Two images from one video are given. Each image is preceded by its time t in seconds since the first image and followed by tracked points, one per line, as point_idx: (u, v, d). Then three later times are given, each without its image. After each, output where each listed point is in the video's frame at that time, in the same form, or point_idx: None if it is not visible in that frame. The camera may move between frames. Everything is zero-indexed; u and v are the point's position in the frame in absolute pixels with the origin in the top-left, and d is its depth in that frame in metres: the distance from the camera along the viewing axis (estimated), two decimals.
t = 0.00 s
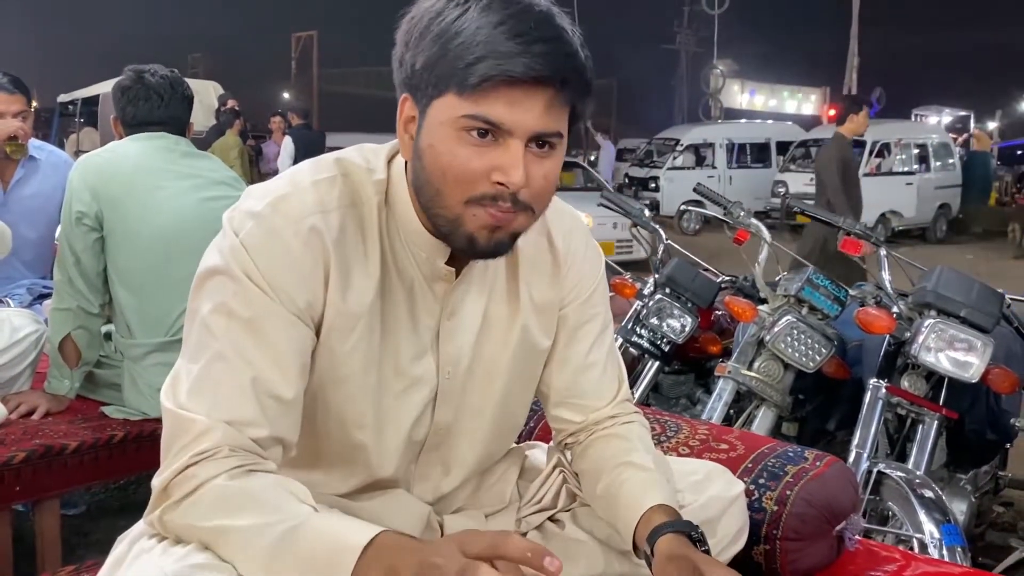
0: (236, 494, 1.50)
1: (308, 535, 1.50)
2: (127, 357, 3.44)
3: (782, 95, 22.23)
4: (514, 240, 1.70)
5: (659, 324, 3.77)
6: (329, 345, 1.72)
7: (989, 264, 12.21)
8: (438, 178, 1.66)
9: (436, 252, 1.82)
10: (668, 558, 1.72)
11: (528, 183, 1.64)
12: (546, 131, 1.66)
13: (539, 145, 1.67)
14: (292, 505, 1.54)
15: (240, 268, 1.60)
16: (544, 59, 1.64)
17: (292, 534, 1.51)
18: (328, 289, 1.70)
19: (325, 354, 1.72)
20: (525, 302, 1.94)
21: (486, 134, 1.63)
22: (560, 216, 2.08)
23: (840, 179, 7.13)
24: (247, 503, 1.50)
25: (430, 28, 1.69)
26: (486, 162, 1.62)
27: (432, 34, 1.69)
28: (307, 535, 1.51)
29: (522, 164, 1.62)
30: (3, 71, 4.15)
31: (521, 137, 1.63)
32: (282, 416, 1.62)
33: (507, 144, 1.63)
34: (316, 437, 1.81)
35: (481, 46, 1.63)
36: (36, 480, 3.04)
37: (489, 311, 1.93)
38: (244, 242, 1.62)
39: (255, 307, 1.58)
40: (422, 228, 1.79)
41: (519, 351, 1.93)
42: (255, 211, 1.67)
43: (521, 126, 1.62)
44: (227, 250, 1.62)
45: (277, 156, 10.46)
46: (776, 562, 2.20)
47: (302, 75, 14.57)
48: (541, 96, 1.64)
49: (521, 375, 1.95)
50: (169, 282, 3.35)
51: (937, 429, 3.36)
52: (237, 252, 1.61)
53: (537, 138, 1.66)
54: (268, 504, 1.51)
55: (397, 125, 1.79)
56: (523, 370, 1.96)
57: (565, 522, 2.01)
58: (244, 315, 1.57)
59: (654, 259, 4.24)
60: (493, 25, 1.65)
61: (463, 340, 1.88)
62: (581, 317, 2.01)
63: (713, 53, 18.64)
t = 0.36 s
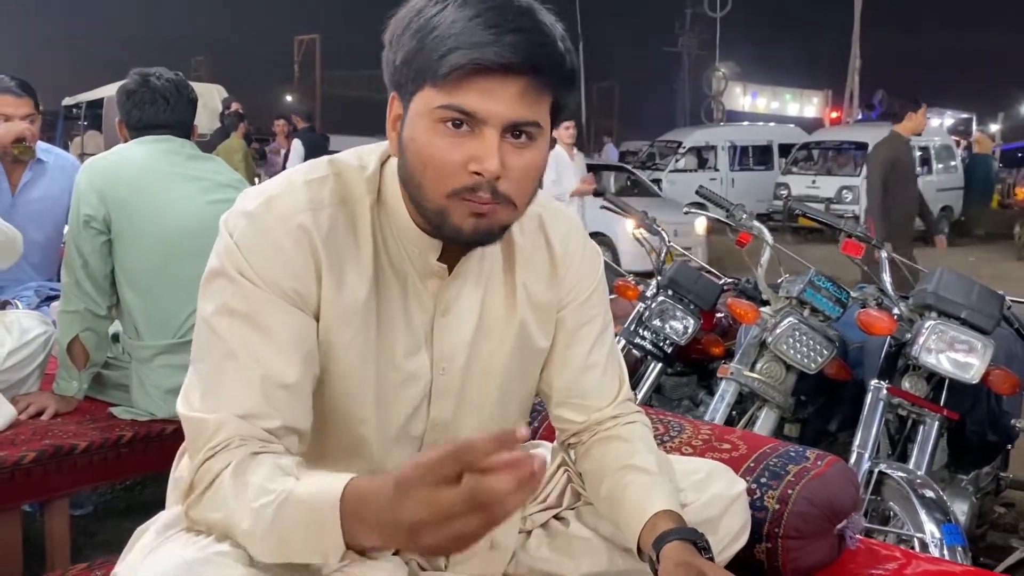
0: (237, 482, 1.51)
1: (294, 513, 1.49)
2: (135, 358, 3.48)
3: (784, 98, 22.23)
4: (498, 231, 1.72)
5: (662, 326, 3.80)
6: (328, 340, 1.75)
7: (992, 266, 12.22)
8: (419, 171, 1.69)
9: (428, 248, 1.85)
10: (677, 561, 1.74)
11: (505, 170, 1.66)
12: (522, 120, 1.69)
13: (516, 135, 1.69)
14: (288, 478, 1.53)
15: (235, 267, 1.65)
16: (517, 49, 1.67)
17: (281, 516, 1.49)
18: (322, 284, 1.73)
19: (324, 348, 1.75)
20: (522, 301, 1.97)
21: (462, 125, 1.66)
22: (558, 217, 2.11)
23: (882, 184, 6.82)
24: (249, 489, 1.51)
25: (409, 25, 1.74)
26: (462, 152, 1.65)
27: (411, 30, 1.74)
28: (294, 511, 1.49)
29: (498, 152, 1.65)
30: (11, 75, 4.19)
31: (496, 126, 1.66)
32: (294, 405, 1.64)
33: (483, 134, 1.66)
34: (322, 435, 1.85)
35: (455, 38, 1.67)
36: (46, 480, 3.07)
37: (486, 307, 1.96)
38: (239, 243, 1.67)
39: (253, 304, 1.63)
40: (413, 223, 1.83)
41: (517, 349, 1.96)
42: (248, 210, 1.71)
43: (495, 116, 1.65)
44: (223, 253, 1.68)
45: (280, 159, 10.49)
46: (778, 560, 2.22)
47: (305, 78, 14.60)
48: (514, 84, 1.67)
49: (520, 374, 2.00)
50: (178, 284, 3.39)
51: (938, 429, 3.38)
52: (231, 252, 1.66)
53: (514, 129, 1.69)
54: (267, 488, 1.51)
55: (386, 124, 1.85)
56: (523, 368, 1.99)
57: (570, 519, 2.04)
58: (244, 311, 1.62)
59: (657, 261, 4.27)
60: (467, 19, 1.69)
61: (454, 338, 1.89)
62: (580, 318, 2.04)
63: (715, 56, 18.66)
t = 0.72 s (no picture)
0: (243, 468, 1.54)
1: (297, 481, 1.50)
2: (145, 358, 3.51)
3: (789, 99, 22.21)
4: (474, 221, 1.73)
5: (667, 326, 3.82)
6: (324, 340, 1.77)
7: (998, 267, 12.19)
8: (395, 161, 1.71)
9: (416, 249, 1.84)
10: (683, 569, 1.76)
11: (478, 159, 1.67)
12: (496, 111, 1.70)
13: (494, 127, 1.71)
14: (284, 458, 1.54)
15: (230, 271, 1.67)
16: (494, 38, 1.70)
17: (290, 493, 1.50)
18: (315, 283, 1.74)
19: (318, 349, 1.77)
20: (520, 303, 1.98)
21: (437, 115, 1.68)
22: (559, 221, 2.10)
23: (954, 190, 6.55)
24: (254, 473, 1.54)
25: (397, 18, 1.80)
26: (435, 141, 1.66)
27: (397, 22, 1.79)
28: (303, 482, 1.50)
29: (470, 141, 1.66)
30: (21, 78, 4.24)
31: (471, 115, 1.68)
32: (296, 405, 1.65)
33: (457, 123, 1.67)
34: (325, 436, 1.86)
35: (435, 28, 1.71)
36: (59, 479, 3.11)
37: (482, 306, 1.97)
38: (232, 245, 1.69)
39: (250, 307, 1.64)
40: (403, 225, 1.82)
41: (517, 350, 1.98)
42: (241, 212, 1.74)
43: (468, 105, 1.67)
44: (219, 256, 1.70)
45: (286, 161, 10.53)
46: (784, 555, 2.24)
47: (310, 80, 14.63)
48: (490, 75, 1.70)
49: (519, 375, 2.01)
50: (189, 285, 3.45)
51: (942, 428, 3.41)
52: (226, 254, 1.68)
53: (490, 120, 1.70)
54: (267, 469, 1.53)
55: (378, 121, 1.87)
56: (522, 370, 2.00)
57: (578, 516, 2.05)
58: (242, 313, 1.64)
59: (661, 261, 4.29)
60: (448, 11, 1.75)
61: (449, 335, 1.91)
62: (579, 323, 2.05)
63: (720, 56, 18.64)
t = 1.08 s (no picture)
0: (267, 472, 1.55)
1: (325, 486, 1.52)
2: (155, 356, 3.54)
3: (794, 97, 22.19)
4: (468, 218, 1.75)
5: (672, 324, 3.85)
6: (332, 340, 1.79)
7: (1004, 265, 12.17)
8: (392, 159, 1.73)
9: (423, 249, 1.86)
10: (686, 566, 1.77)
11: (472, 156, 1.69)
12: (492, 109, 1.71)
13: (490, 124, 1.73)
14: (307, 466, 1.56)
15: (242, 273, 1.69)
16: (487, 35, 1.73)
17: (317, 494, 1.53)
18: (323, 283, 1.77)
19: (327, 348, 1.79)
20: (526, 300, 2.00)
21: (433, 114, 1.70)
22: (566, 222, 2.11)
23: None
24: (278, 477, 1.55)
25: (395, 19, 1.84)
26: (429, 139, 1.68)
27: (396, 24, 1.83)
28: (330, 486, 1.52)
29: (464, 139, 1.68)
30: (31, 79, 4.28)
31: (465, 113, 1.69)
32: (312, 403, 1.68)
33: (451, 121, 1.69)
34: (338, 431, 1.89)
35: (430, 27, 1.74)
36: (71, 475, 3.15)
37: (488, 304, 1.98)
38: (241, 245, 1.72)
39: (262, 309, 1.67)
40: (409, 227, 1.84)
41: (522, 349, 2.00)
42: (250, 213, 1.77)
43: (463, 103, 1.69)
44: (229, 258, 1.72)
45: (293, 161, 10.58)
46: (789, 548, 2.27)
47: (315, 81, 14.67)
48: (484, 73, 1.72)
49: (524, 374, 2.03)
50: (198, 284, 3.48)
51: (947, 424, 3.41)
52: (237, 256, 1.71)
53: (485, 119, 1.72)
54: (291, 474, 1.55)
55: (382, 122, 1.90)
56: (526, 369, 2.03)
57: (586, 509, 2.06)
58: (254, 314, 1.66)
59: (667, 259, 4.31)
60: (444, 11, 1.78)
61: (453, 336, 1.92)
62: (586, 322, 2.07)
63: (724, 55, 18.65)
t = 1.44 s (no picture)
0: (279, 466, 1.57)
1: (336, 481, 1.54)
2: (162, 354, 3.56)
3: (797, 94, 22.15)
4: (482, 210, 1.76)
5: (675, 321, 3.87)
6: (344, 335, 1.81)
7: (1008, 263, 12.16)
8: (405, 154, 1.75)
9: (433, 244, 1.88)
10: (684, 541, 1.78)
11: (486, 149, 1.71)
12: (505, 104, 1.74)
13: (502, 118, 1.75)
14: (319, 466, 1.57)
15: (257, 268, 1.72)
16: (499, 32, 1.75)
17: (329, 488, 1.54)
18: (337, 279, 1.79)
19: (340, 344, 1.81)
20: (532, 295, 2.02)
21: (447, 109, 1.72)
22: (571, 220, 2.13)
23: None
24: (288, 472, 1.57)
25: (407, 19, 1.86)
26: (443, 133, 1.70)
27: (408, 24, 1.85)
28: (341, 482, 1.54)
29: (478, 132, 1.70)
30: (38, 79, 4.31)
31: (479, 107, 1.72)
32: (322, 397, 1.70)
33: (465, 115, 1.72)
34: (347, 424, 1.92)
35: (443, 24, 1.77)
36: (79, 472, 3.18)
37: (496, 298, 2.00)
38: (256, 241, 1.75)
39: (274, 304, 1.69)
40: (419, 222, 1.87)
41: (529, 344, 2.01)
42: (264, 209, 1.79)
43: (476, 97, 1.71)
44: (244, 253, 1.75)
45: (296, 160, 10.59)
46: (790, 542, 2.28)
47: (318, 79, 14.66)
48: (496, 68, 1.74)
49: (531, 369, 2.05)
50: (206, 281, 3.49)
51: (948, 419, 3.43)
52: (252, 252, 1.73)
53: (498, 113, 1.74)
54: (302, 470, 1.57)
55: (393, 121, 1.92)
56: (533, 364, 2.05)
57: (588, 502, 2.09)
58: (268, 310, 1.69)
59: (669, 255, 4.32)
60: (456, 10, 1.80)
61: (461, 331, 1.92)
62: (591, 317, 2.09)
63: (726, 53, 18.65)
